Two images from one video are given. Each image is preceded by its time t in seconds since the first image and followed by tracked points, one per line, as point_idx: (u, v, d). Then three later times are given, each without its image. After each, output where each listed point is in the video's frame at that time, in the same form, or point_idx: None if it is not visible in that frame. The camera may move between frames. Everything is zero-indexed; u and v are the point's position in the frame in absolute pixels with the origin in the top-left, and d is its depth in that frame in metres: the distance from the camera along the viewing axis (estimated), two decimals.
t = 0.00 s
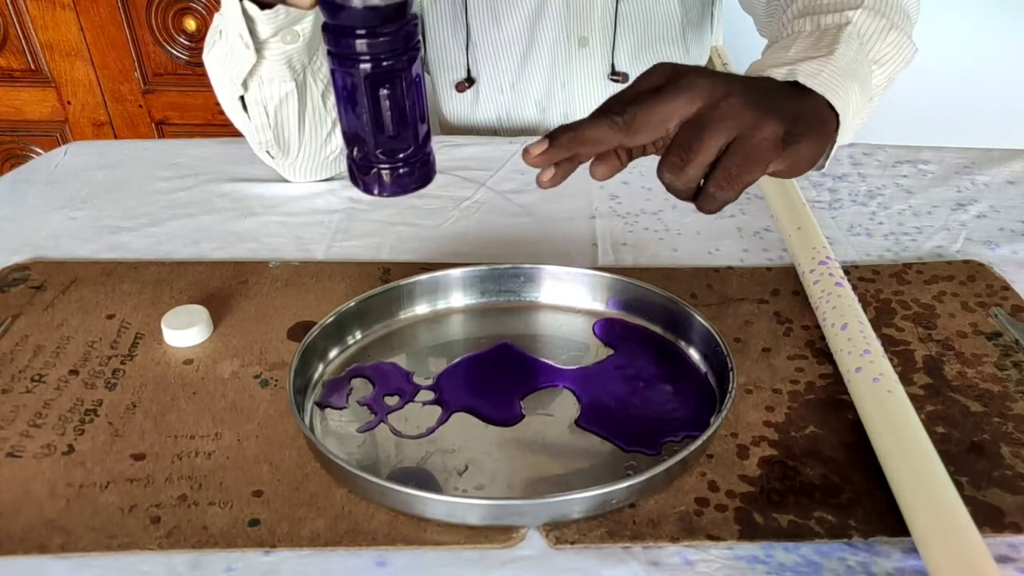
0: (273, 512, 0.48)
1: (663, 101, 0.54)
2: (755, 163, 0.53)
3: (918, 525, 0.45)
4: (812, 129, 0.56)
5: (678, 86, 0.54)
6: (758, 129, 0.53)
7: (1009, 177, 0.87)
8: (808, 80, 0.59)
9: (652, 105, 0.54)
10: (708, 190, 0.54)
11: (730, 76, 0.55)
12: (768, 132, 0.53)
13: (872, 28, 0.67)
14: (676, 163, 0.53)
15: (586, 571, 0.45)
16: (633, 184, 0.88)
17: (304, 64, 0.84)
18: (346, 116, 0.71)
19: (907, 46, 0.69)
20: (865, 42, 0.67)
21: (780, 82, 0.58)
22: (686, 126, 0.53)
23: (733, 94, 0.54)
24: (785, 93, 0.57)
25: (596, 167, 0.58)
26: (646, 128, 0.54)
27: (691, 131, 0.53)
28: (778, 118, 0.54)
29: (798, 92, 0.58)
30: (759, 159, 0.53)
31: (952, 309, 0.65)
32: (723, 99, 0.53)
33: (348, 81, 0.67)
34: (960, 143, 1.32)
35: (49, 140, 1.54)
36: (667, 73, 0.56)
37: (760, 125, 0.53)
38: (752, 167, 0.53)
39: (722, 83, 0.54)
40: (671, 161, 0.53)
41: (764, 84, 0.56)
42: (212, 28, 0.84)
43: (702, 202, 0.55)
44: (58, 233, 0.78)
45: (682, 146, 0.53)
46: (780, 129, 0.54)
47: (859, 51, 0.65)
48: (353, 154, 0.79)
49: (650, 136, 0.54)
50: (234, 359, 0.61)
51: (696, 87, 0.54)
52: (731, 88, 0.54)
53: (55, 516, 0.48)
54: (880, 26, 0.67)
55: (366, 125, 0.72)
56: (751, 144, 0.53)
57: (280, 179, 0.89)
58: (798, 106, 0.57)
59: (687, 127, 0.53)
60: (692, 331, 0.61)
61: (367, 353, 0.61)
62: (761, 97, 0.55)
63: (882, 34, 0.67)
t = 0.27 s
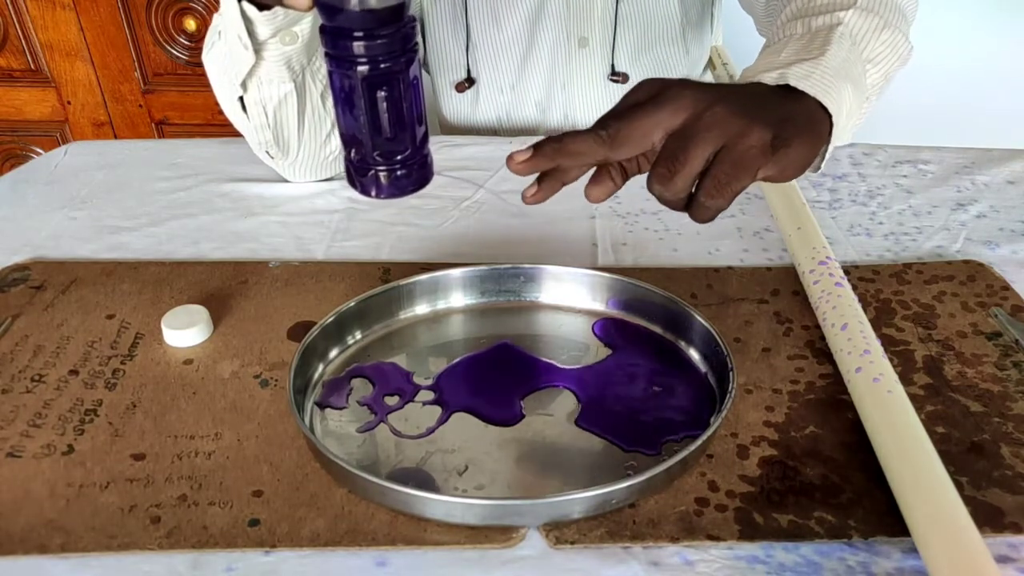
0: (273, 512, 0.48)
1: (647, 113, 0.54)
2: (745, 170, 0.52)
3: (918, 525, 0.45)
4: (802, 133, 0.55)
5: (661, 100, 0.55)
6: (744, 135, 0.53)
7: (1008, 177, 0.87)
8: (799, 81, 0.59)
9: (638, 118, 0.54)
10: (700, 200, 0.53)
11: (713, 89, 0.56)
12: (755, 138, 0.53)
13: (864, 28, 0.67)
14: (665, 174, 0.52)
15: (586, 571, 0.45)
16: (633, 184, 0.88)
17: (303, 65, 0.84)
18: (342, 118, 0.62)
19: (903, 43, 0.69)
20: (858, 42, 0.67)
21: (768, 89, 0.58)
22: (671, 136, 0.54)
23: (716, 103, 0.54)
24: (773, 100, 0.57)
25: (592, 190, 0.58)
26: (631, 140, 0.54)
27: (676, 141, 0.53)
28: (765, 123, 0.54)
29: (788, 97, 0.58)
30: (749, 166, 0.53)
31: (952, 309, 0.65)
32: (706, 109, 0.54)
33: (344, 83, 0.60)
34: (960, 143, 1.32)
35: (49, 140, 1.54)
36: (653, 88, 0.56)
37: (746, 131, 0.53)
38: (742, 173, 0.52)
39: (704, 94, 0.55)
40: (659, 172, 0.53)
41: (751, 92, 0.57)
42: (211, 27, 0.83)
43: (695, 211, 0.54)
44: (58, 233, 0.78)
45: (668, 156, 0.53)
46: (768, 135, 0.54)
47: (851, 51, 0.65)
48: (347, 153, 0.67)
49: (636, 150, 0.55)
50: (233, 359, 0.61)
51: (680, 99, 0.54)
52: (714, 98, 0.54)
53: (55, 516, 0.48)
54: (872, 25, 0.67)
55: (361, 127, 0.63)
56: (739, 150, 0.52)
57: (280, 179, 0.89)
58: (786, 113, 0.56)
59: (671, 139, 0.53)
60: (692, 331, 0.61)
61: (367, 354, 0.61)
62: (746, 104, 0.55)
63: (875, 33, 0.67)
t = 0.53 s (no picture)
0: (273, 512, 0.48)
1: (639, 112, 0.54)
2: (734, 170, 0.52)
3: (918, 525, 0.45)
4: (792, 132, 0.55)
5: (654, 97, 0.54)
6: (735, 136, 0.53)
7: (1009, 177, 0.87)
8: (791, 82, 0.59)
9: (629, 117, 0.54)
10: (689, 199, 0.54)
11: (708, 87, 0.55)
12: (746, 139, 0.53)
13: (858, 28, 0.67)
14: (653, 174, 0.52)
15: (586, 571, 0.45)
16: (633, 184, 0.88)
17: (300, 65, 0.84)
18: (336, 119, 0.62)
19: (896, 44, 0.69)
20: (851, 43, 0.67)
21: (759, 87, 0.58)
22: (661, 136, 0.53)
23: (709, 103, 0.53)
24: (763, 100, 0.57)
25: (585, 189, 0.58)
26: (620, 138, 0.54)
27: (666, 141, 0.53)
28: (755, 123, 0.54)
29: (779, 96, 0.58)
30: (738, 166, 0.53)
31: (952, 309, 0.65)
32: (699, 108, 0.53)
33: (339, 86, 0.59)
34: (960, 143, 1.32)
35: (49, 140, 1.54)
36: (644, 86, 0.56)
37: (736, 131, 0.53)
38: (730, 174, 0.53)
39: (698, 92, 0.54)
40: (648, 172, 0.53)
41: (741, 91, 0.56)
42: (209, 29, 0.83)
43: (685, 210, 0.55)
44: (58, 233, 0.78)
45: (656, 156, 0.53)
46: (758, 135, 0.53)
47: (844, 51, 0.65)
48: (342, 155, 0.66)
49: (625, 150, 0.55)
50: (233, 359, 0.61)
51: (670, 98, 0.54)
52: (707, 98, 0.54)
53: (55, 516, 0.48)
54: (866, 26, 0.67)
55: (355, 130, 0.62)
56: (728, 150, 0.52)
57: (280, 179, 0.89)
58: (777, 111, 0.56)
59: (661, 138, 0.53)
60: (692, 331, 0.61)
61: (367, 353, 0.61)
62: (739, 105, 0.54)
63: (869, 34, 0.67)
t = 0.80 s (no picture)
0: (273, 512, 0.48)
1: (634, 115, 0.54)
2: (728, 175, 0.53)
3: (918, 525, 0.45)
4: (786, 136, 0.55)
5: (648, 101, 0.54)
6: (729, 139, 0.53)
7: (1008, 177, 0.87)
8: (786, 85, 0.59)
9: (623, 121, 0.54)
10: (684, 203, 0.54)
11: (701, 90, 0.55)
12: (740, 143, 0.53)
13: (855, 30, 0.67)
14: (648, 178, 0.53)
15: (586, 571, 0.45)
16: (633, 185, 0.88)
17: (299, 66, 0.84)
18: (334, 120, 0.61)
19: (892, 47, 0.69)
20: (847, 45, 0.67)
21: (754, 91, 0.58)
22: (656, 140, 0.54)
23: (703, 106, 0.53)
24: (758, 104, 0.57)
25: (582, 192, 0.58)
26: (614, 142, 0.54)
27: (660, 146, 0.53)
28: (749, 126, 0.54)
29: (773, 100, 0.58)
30: (732, 171, 0.53)
31: (952, 309, 0.65)
32: (693, 112, 0.53)
33: (337, 86, 0.59)
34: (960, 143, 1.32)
35: (49, 140, 1.54)
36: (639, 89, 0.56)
37: (730, 134, 0.53)
38: (723, 179, 0.53)
39: (692, 96, 0.54)
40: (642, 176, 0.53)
41: (736, 94, 0.56)
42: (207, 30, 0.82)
43: (680, 213, 0.55)
44: (58, 233, 0.78)
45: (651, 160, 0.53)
46: (752, 139, 0.54)
47: (839, 55, 0.65)
48: (341, 156, 0.65)
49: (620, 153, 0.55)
50: (233, 359, 0.61)
51: (666, 101, 0.54)
52: (701, 101, 0.54)
53: (55, 516, 0.48)
54: (863, 28, 0.67)
55: (353, 131, 0.62)
56: (722, 155, 0.53)
57: (280, 179, 0.89)
58: (771, 115, 0.56)
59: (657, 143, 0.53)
60: (692, 331, 0.61)
61: (367, 354, 0.61)
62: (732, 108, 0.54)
63: (865, 36, 0.67)
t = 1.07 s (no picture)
0: (273, 512, 0.48)
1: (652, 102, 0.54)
2: (751, 157, 0.52)
3: (919, 525, 0.45)
4: (808, 120, 0.55)
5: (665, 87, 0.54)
6: (751, 121, 0.52)
7: (1008, 177, 0.87)
8: (805, 69, 0.59)
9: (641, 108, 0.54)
10: (706, 188, 0.53)
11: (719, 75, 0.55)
12: (762, 123, 0.52)
13: (870, 16, 0.67)
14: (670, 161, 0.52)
15: (586, 571, 0.45)
16: (633, 185, 0.87)
17: (300, 66, 0.84)
18: (336, 120, 0.61)
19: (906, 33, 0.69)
20: (862, 32, 0.67)
21: (771, 76, 0.57)
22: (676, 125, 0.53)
23: (722, 90, 0.53)
24: (775, 87, 0.56)
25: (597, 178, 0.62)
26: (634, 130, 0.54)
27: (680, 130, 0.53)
28: (771, 109, 0.53)
29: (792, 84, 0.58)
30: (755, 153, 0.52)
31: (952, 309, 0.65)
32: (711, 96, 0.53)
33: (339, 87, 0.58)
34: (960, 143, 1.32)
35: (49, 140, 1.54)
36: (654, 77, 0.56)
37: (753, 117, 0.52)
38: (747, 161, 0.52)
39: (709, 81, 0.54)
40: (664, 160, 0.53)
41: (755, 79, 0.56)
42: (209, 30, 0.83)
43: (701, 199, 0.55)
44: (58, 233, 0.78)
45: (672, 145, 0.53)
46: (774, 122, 0.53)
47: (856, 39, 0.65)
48: (342, 157, 0.65)
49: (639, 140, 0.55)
50: (233, 359, 0.61)
51: (684, 86, 0.54)
52: (719, 86, 0.54)
53: (55, 516, 0.48)
54: (876, 15, 0.68)
55: (355, 130, 0.61)
56: (745, 137, 0.52)
57: (280, 179, 0.89)
58: (792, 98, 0.56)
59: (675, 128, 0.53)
60: (692, 331, 0.61)
61: (367, 353, 0.61)
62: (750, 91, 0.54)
63: (879, 23, 0.67)
